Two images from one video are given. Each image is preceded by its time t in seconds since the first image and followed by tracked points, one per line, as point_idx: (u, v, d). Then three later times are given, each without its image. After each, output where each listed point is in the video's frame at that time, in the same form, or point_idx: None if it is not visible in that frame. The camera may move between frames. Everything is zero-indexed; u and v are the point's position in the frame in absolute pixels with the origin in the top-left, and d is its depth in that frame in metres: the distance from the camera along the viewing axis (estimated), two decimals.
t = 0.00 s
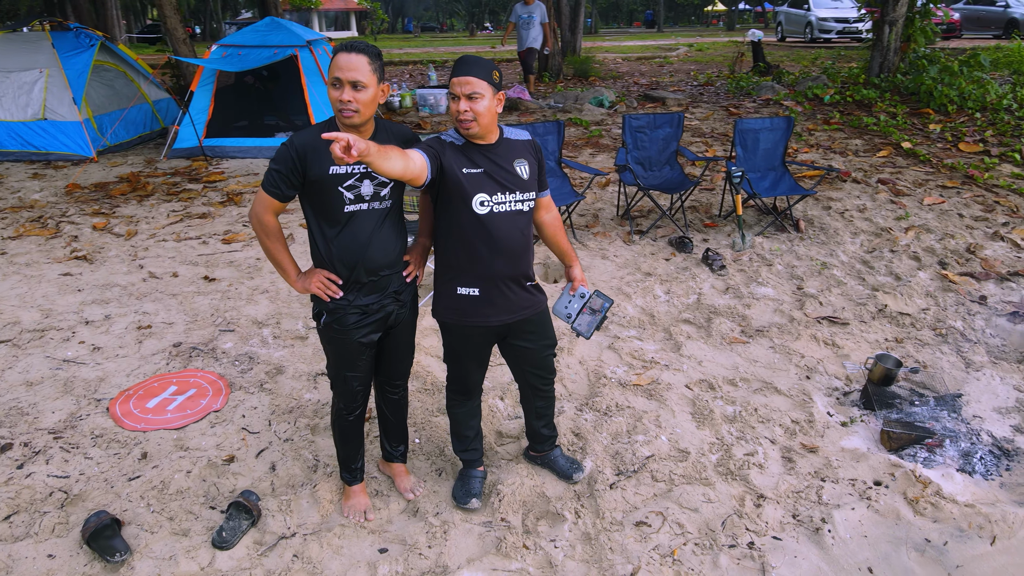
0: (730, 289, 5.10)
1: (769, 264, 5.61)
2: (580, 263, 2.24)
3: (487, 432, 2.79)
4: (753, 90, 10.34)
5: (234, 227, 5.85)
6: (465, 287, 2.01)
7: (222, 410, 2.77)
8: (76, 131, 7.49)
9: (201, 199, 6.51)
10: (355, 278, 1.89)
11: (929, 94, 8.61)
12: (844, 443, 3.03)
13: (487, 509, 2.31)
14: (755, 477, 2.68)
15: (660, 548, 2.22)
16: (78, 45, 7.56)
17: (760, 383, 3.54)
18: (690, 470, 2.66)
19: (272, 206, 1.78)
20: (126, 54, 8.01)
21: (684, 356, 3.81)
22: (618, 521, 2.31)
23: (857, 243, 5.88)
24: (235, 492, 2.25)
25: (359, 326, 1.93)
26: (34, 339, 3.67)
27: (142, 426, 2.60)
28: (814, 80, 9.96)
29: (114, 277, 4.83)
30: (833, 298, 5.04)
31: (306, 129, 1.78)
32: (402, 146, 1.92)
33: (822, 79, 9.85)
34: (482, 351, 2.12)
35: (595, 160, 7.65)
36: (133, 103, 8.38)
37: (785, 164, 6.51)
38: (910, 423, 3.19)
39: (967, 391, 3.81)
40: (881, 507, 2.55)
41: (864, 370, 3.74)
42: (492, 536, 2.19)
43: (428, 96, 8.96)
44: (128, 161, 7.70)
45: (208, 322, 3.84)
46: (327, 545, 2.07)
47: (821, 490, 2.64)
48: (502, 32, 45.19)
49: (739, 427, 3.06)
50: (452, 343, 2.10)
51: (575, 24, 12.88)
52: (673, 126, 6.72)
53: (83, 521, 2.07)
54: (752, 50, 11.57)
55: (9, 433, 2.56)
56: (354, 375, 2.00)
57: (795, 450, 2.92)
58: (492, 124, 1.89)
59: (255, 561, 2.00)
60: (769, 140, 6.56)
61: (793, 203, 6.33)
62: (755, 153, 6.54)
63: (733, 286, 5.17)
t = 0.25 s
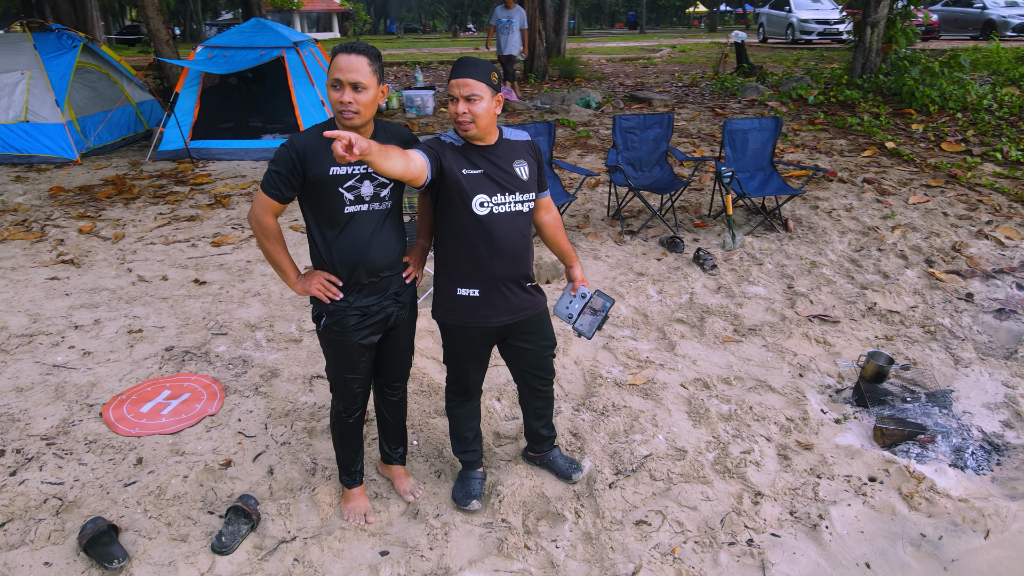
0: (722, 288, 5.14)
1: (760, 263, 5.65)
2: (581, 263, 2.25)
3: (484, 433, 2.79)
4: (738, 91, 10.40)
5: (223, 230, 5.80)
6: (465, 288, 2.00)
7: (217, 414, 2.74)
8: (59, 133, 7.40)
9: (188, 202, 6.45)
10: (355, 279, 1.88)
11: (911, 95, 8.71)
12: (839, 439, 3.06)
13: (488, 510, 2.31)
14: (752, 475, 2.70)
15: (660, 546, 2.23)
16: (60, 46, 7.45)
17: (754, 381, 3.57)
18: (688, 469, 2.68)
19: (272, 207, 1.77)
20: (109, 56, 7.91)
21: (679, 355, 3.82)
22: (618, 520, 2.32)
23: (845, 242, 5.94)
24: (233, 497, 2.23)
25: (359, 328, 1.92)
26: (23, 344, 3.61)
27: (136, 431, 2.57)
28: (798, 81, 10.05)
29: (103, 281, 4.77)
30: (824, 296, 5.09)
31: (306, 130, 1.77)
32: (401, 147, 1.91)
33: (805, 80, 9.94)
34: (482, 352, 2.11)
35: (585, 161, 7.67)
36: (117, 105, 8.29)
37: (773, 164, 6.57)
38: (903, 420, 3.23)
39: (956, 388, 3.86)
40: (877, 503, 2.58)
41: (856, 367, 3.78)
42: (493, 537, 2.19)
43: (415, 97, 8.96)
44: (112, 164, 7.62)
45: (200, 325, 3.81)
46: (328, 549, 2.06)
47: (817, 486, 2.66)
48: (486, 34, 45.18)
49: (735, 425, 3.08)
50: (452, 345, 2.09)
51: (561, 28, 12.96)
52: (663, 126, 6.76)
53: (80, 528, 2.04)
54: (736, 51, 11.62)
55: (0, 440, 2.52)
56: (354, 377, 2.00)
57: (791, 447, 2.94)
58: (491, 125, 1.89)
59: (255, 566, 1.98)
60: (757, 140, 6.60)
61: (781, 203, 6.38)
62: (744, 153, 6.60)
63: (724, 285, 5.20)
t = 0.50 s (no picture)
0: (712, 288, 5.17)
1: (748, 262, 5.69)
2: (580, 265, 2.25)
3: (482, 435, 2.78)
4: (720, 91, 10.47)
5: (210, 233, 5.74)
6: (464, 290, 1.98)
7: (211, 419, 2.71)
8: (37, 136, 7.28)
9: (173, 205, 6.37)
10: (354, 281, 1.87)
11: (890, 95, 8.83)
12: (832, 436, 3.09)
13: (488, 512, 2.30)
14: (748, 472, 2.71)
15: (661, 545, 2.23)
16: (37, 47, 7.32)
17: (747, 379, 3.60)
18: (685, 467, 2.69)
19: (271, 210, 1.75)
20: (88, 57, 7.79)
21: (672, 354, 3.84)
22: (618, 519, 2.33)
23: (831, 241, 6.01)
24: (231, 502, 2.20)
25: (358, 331, 1.91)
26: (8, 351, 3.54)
27: (129, 437, 2.53)
28: (779, 82, 10.15)
29: (89, 285, 4.69)
30: (812, 295, 5.14)
31: (304, 132, 1.75)
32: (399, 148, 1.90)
33: (786, 80, 10.04)
34: (481, 354, 2.09)
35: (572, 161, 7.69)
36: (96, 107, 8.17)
37: (759, 164, 6.62)
38: (894, 416, 3.27)
39: (943, 383, 3.92)
40: (871, 498, 2.61)
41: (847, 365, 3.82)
42: (494, 538, 2.19)
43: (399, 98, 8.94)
44: (93, 166, 7.51)
45: (190, 330, 3.76)
46: (329, 554, 2.05)
47: (813, 483, 2.68)
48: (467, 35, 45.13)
49: (729, 423, 3.10)
50: (451, 346, 2.07)
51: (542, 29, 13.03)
52: (651, 127, 6.80)
53: (75, 537, 2.01)
54: (716, 52, 11.71)
55: None
56: (354, 380, 1.98)
57: (786, 444, 2.96)
58: (490, 126, 1.87)
59: (255, 572, 1.96)
60: (744, 140, 6.66)
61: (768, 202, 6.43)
62: (730, 153, 6.65)
63: (714, 285, 5.24)
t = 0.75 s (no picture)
0: (703, 286, 5.20)
1: (738, 261, 5.73)
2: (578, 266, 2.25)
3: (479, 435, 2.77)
4: (704, 91, 10.52)
5: (197, 235, 5.68)
6: (463, 290, 1.96)
7: (206, 423, 2.68)
8: (18, 138, 7.17)
9: (158, 207, 6.29)
10: (354, 283, 1.86)
11: (872, 95, 8.93)
12: (825, 432, 3.12)
13: (488, 513, 2.30)
14: (745, 469, 2.73)
15: (661, 543, 2.24)
16: (17, 48, 7.21)
17: (740, 377, 3.63)
18: (682, 465, 2.70)
19: (270, 211, 1.73)
20: (69, 57, 7.69)
21: (666, 353, 3.86)
22: (618, 518, 2.33)
23: (818, 239, 6.06)
24: (229, 507, 2.19)
25: (359, 332, 1.90)
26: None
27: (122, 442, 2.50)
28: (762, 82, 10.23)
29: (75, 289, 4.63)
30: (801, 292, 5.18)
31: (303, 133, 1.74)
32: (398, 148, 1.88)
33: (769, 80, 10.12)
34: (480, 354, 2.07)
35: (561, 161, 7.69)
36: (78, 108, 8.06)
37: (748, 163, 6.67)
38: (886, 411, 3.31)
39: (932, 378, 3.97)
40: (867, 493, 2.63)
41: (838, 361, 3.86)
42: (495, 539, 2.18)
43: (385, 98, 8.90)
44: (75, 168, 7.42)
45: (181, 332, 3.71)
46: (329, 557, 2.04)
47: (808, 479, 2.70)
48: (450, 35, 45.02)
49: (725, 421, 3.12)
50: (450, 347, 2.05)
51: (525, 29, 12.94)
52: (640, 127, 6.82)
53: (71, 544, 1.99)
54: (699, 52, 11.77)
55: None
56: (354, 381, 1.97)
57: (781, 441, 2.99)
58: (490, 127, 1.87)
59: None
60: (732, 140, 6.71)
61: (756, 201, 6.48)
62: (719, 152, 6.69)
63: (705, 283, 5.27)
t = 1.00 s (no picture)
0: (693, 284, 5.24)
1: (727, 258, 5.78)
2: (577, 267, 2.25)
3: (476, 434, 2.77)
4: (686, 91, 10.58)
5: (184, 237, 5.62)
6: (463, 290, 1.94)
7: (201, 426, 2.66)
8: None
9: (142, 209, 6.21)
10: (355, 283, 1.85)
11: (851, 93, 9.05)
12: (818, 427, 3.16)
13: (489, 512, 2.30)
14: (741, 465, 2.76)
15: (662, 538, 2.26)
16: None
17: (733, 373, 3.66)
18: (680, 461, 2.72)
19: (270, 212, 1.72)
20: (46, 58, 7.56)
21: (659, 350, 3.89)
22: (618, 515, 2.34)
23: (804, 237, 6.13)
24: (228, 510, 2.17)
25: (360, 333, 1.89)
26: None
27: (117, 447, 2.47)
28: (743, 81, 10.32)
29: (60, 293, 4.55)
30: (789, 289, 5.24)
31: (305, 133, 1.72)
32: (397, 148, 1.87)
33: (750, 80, 10.22)
34: (480, 354, 2.05)
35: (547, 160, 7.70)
36: (56, 109, 7.93)
37: (734, 162, 6.72)
38: (876, 405, 3.36)
39: (919, 372, 4.04)
40: (861, 486, 2.67)
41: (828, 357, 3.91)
42: (497, 538, 2.19)
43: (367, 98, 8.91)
44: (54, 170, 7.29)
45: (172, 335, 3.67)
46: (332, 559, 2.04)
47: (803, 473, 2.74)
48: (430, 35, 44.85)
49: (720, 417, 3.14)
50: (450, 346, 2.03)
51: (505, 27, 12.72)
52: (628, 126, 6.85)
53: (69, 551, 1.96)
54: (680, 52, 11.85)
55: None
56: (355, 382, 1.96)
57: (775, 436, 3.02)
58: (492, 126, 1.87)
59: None
60: (719, 139, 6.77)
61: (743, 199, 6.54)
62: (706, 151, 6.74)
63: (695, 281, 5.31)
